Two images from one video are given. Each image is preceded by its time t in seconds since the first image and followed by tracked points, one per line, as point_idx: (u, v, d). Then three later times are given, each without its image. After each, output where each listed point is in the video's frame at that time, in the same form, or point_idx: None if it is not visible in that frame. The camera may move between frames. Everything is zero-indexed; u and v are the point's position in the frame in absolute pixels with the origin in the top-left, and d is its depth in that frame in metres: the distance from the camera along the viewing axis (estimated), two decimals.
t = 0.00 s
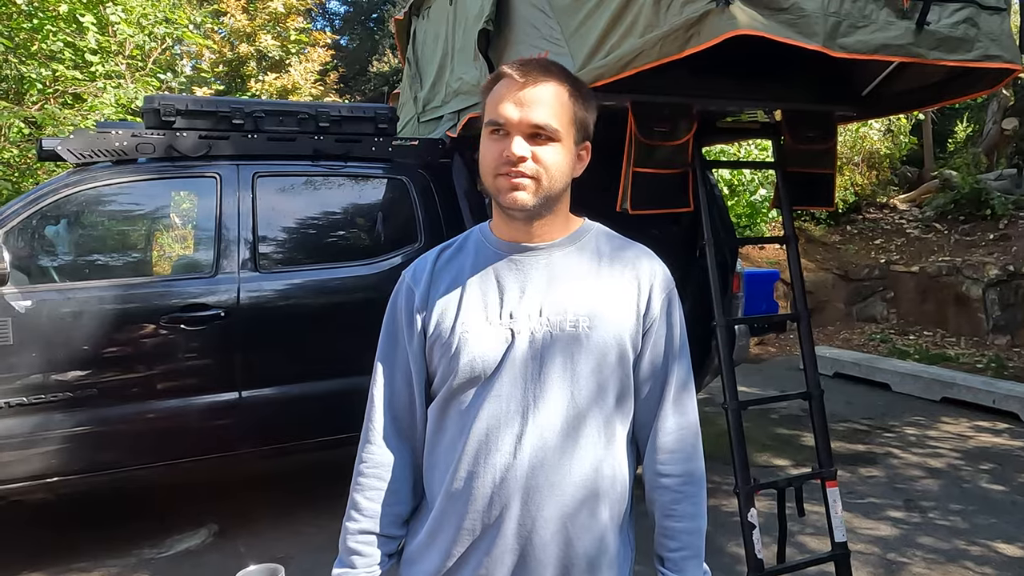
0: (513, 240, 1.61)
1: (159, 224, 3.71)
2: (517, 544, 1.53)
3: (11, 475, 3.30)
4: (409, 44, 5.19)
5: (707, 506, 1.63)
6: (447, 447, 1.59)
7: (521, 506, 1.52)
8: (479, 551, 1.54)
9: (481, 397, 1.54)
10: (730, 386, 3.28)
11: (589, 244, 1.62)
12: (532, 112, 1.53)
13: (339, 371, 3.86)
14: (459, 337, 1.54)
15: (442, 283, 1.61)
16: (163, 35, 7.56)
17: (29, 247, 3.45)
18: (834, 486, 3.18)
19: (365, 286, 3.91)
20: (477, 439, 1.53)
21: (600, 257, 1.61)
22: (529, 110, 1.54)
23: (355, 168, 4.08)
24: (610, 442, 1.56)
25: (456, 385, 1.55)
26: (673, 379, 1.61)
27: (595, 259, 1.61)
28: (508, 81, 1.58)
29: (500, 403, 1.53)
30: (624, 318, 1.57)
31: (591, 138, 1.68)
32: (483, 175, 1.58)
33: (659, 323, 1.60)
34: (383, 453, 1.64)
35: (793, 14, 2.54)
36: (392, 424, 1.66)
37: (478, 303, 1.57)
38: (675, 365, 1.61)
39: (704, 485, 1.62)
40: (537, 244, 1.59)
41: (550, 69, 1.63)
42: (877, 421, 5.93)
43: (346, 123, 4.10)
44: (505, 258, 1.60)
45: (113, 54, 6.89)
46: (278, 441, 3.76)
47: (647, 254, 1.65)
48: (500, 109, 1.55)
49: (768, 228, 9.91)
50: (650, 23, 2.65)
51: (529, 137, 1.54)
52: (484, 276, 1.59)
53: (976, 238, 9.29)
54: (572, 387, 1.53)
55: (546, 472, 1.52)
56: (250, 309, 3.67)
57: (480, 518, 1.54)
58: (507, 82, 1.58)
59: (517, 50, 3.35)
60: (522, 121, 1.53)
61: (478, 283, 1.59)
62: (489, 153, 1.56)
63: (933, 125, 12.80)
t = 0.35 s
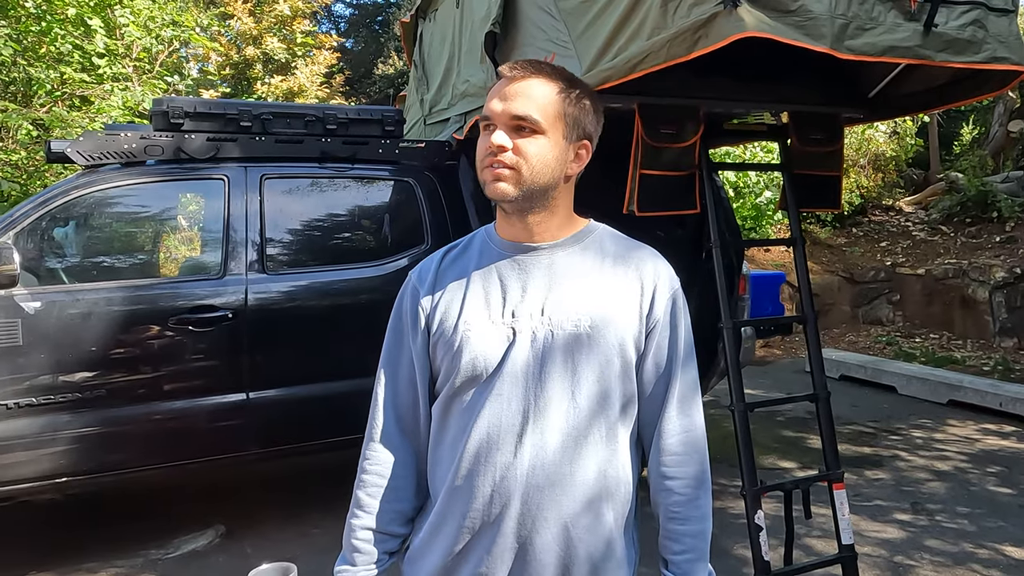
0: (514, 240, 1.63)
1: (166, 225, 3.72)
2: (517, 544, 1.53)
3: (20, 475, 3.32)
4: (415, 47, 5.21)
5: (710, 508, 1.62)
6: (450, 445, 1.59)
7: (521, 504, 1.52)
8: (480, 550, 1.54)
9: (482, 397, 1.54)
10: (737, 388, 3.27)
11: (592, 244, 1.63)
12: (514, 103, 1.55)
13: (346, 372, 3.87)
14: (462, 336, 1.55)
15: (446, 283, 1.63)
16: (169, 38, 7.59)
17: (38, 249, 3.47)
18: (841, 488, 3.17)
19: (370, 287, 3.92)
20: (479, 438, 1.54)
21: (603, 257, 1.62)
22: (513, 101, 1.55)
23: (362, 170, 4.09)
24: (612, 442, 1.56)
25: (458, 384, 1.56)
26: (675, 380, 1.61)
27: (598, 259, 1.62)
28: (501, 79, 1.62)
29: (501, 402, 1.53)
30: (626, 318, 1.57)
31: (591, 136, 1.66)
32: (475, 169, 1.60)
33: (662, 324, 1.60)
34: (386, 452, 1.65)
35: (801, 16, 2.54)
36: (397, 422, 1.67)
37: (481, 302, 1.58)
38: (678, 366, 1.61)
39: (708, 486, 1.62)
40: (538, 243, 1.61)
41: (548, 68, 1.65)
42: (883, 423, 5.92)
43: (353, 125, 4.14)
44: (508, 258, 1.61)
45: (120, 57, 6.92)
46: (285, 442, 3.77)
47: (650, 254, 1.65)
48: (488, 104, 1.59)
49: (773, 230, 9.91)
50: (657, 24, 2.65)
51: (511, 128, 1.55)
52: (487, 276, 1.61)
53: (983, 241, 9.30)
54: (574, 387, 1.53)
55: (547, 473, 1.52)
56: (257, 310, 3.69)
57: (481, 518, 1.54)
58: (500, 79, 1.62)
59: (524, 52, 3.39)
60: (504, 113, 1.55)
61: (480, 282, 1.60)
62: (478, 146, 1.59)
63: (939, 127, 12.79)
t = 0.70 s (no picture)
0: (507, 243, 1.65)
1: (173, 228, 3.75)
2: (506, 542, 1.54)
3: (29, 476, 3.35)
4: (420, 51, 5.24)
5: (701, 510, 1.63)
6: (441, 444, 1.62)
7: (510, 502, 1.54)
8: (470, 548, 1.56)
9: (473, 396, 1.57)
10: (740, 391, 3.29)
11: (583, 247, 1.65)
12: (499, 110, 1.57)
13: (351, 375, 3.90)
14: (453, 336, 1.58)
15: (440, 285, 1.66)
16: (175, 41, 7.62)
17: (47, 252, 3.49)
18: (845, 490, 3.18)
19: (375, 290, 3.95)
20: (468, 436, 1.56)
21: (594, 258, 1.64)
22: (499, 108, 1.57)
23: (367, 173, 4.12)
24: (600, 442, 1.57)
25: (449, 383, 1.58)
26: (666, 382, 1.61)
27: (589, 260, 1.64)
28: (489, 86, 1.63)
29: (490, 401, 1.55)
30: (615, 320, 1.59)
31: (582, 138, 1.66)
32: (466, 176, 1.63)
33: (651, 326, 1.61)
34: (382, 451, 1.68)
35: (803, 21, 2.56)
36: (392, 421, 1.69)
37: (473, 303, 1.60)
38: (668, 367, 1.61)
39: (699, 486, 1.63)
40: (530, 246, 1.63)
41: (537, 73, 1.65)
42: (887, 426, 5.91)
43: (359, 129, 4.15)
44: (501, 261, 1.64)
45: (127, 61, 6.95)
46: (291, 444, 3.80)
47: (642, 257, 1.67)
48: (476, 112, 1.61)
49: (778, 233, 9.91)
50: (661, 30, 2.67)
51: (497, 135, 1.57)
52: (480, 278, 1.63)
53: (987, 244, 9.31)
54: (562, 386, 1.55)
55: (535, 472, 1.54)
56: (263, 313, 3.71)
57: (471, 516, 1.56)
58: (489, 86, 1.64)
59: (529, 56, 3.43)
60: (489, 121, 1.57)
61: (473, 284, 1.63)
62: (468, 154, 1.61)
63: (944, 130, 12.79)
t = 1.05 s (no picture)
0: (502, 243, 1.68)
1: (182, 226, 3.80)
2: (494, 531, 1.58)
3: (41, 471, 3.40)
4: (427, 51, 5.28)
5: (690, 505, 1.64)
6: (434, 437, 1.66)
7: (497, 493, 1.58)
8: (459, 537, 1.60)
9: (463, 389, 1.61)
10: (744, 389, 3.31)
11: (575, 245, 1.67)
12: (482, 128, 1.57)
13: (358, 372, 3.94)
14: (445, 331, 1.62)
15: (437, 282, 1.71)
16: (185, 41, 7.66)
17: (59, 250, 3.55)
18: (848, 488, 3.20)
19: (382, 289, 3.99)
20: (458, 428, 1.60)
21: (585, 256, 1.66)
22: (482, 126, 1.57)
23: (374, 172, 4.16)
24: (588, 436, 1.60)
25: (442, 376, 1.63)
26: (655, 378, 1.62)
27: (580, 257, 1.66)
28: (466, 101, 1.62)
29: (479, 394, 1.59)
30: (604, 317, 1.61)
31: (565, 136, 1.67)
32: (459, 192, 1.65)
33: (640, 322, 1.62)
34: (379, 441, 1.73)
35: (806, 22, 2.58)
36: (390, 413, 1.74)
37: (466, 300, 1.64)
38: (657, 363, 1.62)
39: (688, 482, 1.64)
40: (523, 245, 1.66)
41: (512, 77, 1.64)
42: (893, 425, 5.92)
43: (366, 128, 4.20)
44: (495, 260, 1.67)
45: (137, 61, 7.01)
46: (298, 440, 3.85)
47: (634, 254, 1.68)
48: (460, 130, 1.61)
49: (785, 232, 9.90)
50: (666, 31, 2.69)
51: (483, 153, 1.58)
52: (474, 276, 1.67)
53: (995, 244, 9.31)
54: (549, 381, 1.58)
55: (521, 463, 1.57)
56: (272, 311, 3.76)
57: (460, 505, 1.60)
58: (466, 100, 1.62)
59: (535, 57, 3.47)
60: (476, 139, 1.57)
61: (466, 282, 1.66)
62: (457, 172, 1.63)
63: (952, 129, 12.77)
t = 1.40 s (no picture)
0: (500, 237, 1.71)
1: (196, 218, 3.84)
2: (487, 517, 1.62)
3: (58, 457, 3.47)
4: (439, 45, 5.30)
5: (683, 495, 1.64)
6: (432, 424, 1.70)
7: (490, 479, 1.61)
8: (455, 521, 1.64)
9: (459, 378, 1.65)
10: (751, 383, 3.32)
11: (570, 236, 1.69)
12: (467, 130, 1.60)
13: (369, 363, 3.98)
14: (442, 322, 1.67)
15: (438, 275, 1.75)
16: (199, 35, 7.71)
17: (77, 240, 3.61)
18: (854, 482, 3.21)
19: (393, 281, 4.03)
20: (453, 416, 1.65)
21: (579, 247, 1.68)
22: (467, 127, 1.60)
23: (386, 165, 4.20)
24: (579, 425, 1.62)
25: (439, 365, 1.67)
26: (647, 368, 1.62)
27: (575, 249, 1.67)
28: (451, 102, 1.65)
29: (473, 383, 1.63)
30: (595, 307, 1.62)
31: (554, 126, 1.68)
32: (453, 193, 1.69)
33: (631, 313, 1.62)
34: (381, 428, 1.78)
35: (815, 17, 2.59)
36: (393, 402, 1.79)
37: (464, 292, 1.68)
38: (649, 353, 1.62)
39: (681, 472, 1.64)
40: (519, 239, 1.69)
41: (493, 75, 1.65)
42: (903, 421, 5.91)
43: (379, 121, 4.25)
44: (493, 253, 1.70)
45: (152, 54, 7.07)
46: (309, 429, 3.89)
47: (629, 245, 1.69)
48: (447, 132, 1.64)
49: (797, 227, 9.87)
50: (676, 25, 2.71)
51: (470, 154, 1.60)
52: (472, 268, 1.71)
53: (1009, 240, 9.25)
54: (540, 371, 1.60)
55: (513, 450, 1.60)
56: (284, 302, 3.80)
57: (455, 491, 1.65)
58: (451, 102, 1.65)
59: (546, 50, 3.49)
60: (463, 140, 1.60)
61: (465, 274, 1.70)
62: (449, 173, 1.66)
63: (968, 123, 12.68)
